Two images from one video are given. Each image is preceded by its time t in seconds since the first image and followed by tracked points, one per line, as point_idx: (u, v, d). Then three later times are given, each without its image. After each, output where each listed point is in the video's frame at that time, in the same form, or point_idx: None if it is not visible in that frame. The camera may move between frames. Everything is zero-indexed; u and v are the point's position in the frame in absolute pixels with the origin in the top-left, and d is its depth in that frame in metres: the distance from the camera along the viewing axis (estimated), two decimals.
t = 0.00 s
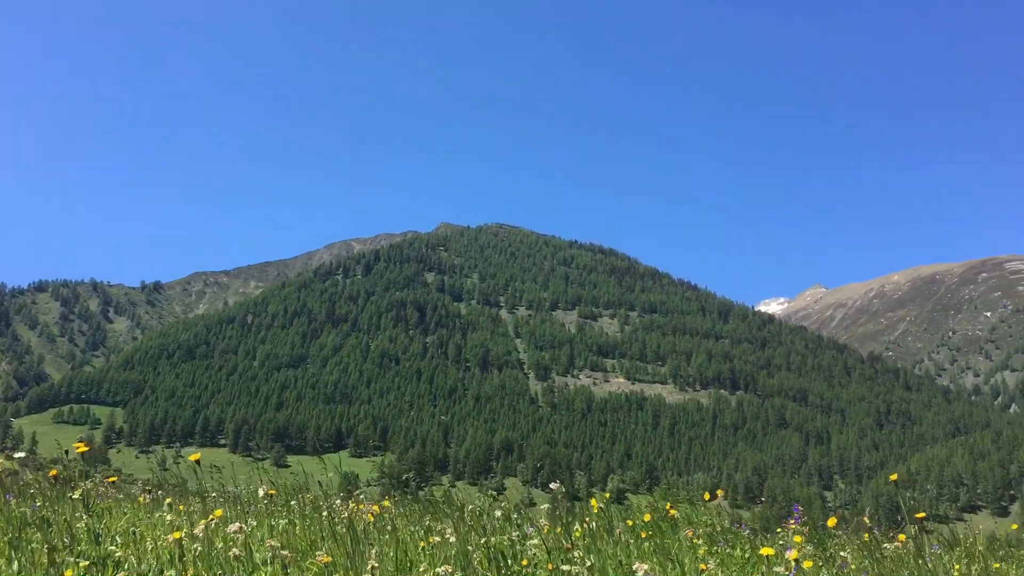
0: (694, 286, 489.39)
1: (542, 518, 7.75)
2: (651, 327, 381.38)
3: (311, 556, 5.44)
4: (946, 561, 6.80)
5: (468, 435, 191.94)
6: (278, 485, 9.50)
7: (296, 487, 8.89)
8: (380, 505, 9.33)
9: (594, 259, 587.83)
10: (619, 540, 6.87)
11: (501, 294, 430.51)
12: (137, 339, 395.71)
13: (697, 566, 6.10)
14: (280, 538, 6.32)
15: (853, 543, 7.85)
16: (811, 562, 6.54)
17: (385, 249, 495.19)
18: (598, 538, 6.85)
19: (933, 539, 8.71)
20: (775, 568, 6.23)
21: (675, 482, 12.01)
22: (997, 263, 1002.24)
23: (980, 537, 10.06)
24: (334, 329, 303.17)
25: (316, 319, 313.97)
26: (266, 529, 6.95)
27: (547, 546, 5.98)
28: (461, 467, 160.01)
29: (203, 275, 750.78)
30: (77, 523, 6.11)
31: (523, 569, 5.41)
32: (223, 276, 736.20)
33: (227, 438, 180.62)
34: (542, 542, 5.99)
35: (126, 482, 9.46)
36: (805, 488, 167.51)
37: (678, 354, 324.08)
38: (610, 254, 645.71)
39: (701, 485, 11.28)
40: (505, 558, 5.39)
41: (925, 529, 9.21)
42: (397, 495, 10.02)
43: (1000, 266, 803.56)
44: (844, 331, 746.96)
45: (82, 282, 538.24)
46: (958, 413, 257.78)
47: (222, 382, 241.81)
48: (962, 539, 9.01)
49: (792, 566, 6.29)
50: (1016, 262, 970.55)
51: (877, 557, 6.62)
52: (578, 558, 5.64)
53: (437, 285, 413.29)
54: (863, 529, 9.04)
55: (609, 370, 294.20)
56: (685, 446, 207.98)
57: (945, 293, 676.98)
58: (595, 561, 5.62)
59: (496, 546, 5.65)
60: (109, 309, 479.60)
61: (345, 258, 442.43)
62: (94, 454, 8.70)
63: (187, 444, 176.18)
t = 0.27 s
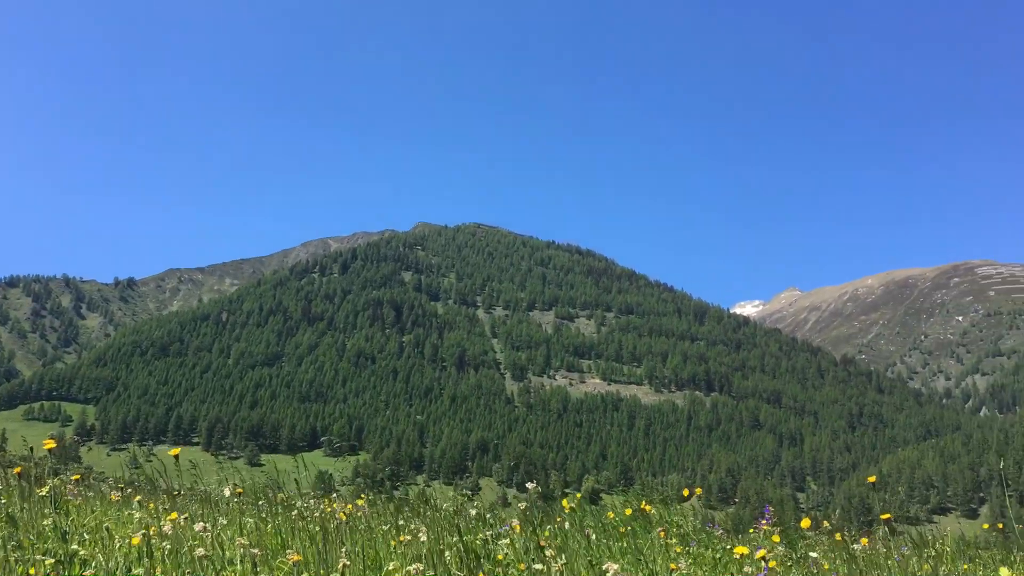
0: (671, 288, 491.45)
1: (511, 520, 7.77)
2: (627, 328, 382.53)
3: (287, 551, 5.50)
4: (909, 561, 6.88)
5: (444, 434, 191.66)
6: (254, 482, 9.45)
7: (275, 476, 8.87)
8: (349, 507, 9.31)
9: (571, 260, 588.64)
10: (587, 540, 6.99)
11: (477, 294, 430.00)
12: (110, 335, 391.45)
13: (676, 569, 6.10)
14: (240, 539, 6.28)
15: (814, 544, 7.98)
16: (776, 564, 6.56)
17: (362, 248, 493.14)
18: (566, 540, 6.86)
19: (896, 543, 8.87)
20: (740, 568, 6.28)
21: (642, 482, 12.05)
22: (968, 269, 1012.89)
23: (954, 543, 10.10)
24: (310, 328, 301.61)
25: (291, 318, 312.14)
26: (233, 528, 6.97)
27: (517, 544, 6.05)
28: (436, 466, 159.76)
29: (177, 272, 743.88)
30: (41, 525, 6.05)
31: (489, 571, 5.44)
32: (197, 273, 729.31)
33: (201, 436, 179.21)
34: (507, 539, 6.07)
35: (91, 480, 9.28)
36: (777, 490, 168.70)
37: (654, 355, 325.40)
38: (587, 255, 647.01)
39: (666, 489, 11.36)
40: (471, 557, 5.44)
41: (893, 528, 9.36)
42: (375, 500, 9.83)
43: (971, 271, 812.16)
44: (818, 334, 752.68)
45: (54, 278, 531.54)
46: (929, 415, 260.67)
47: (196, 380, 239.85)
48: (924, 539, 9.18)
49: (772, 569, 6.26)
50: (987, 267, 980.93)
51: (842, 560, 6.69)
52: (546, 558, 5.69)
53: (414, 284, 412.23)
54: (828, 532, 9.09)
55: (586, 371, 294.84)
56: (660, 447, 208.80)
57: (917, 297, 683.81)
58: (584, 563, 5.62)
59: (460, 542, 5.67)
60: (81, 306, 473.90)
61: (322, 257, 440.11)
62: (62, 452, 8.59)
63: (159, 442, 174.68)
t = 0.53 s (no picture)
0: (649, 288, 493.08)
1: (483, 520, 7.79)
2: (605, 328, 383.33)
3: (256, 548, 5.46)
4: (884, 562, 6.92)
5: (420, 433, 191.29)
6: (227, 479, 9.40)
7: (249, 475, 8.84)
8: (325, 505, 9.27)
9: (550, 259, 589.21)
10: (564, 536, 6.98)
11: (456, 292, 429.33)
12: (83, 330, 386.98)
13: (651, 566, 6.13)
14: (213, 535, 6.25)
15: (784, 542, 8.06)
16: (749, 561, 6.62)
17: (340, 245, 490.97)
18: (543, 537, 6.86)
19: (870, 541, 8.93)
20: (712, 565, 6.32)
21: (619, 482, 12.02)
22: (942, 271, 1021.99)
23: (927, 541, 10.21)
24: (286, 324, 300.01)
25: (268, 314, 310.27)
26: (203, 524, 6.91)
27: (491, 541, 6.05)
28: (413, 464, 159.55)
29: (152, 266, 736.59)
30: (14, 522, 5.98)
31: (460, 571, 5.44)
32: (173, 267, 722.55)
33: (175, 432, 177.71)
34: (477, 538, 6.10)
35: (62, 476, 9.16)
36: (752, 489, 169.80)
37: (631, 354, 326.50)
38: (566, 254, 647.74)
39: (647, 485, 11.39)
40: (441, 559, 5.42)
41: (868, 529, 9.43)
42: (351, 497, 9.80)
43: (944, 273, 819.76)
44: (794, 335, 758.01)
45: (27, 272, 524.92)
46: (902, 416, 263.24)
47: (171, 376, 237.85)
48: (898, 541, 9.26)
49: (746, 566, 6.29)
50: (960, 270, 989.62)
51: (818, 562, 6.69)
52: (516, 555, 5.70)
53: (392, 282, 411.15)
54: (799, 530, 9.18)
55: (563, 370, 295.32)
56: (637, 446, 209.52)
57: (892, 299, 690.01)
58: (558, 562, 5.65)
59: (433, 544, 5.64)
60: (54, 301, 468.36)
61: (299, 254, 437.70)
62: (34, 451, 8.50)
63: (133, 438, 172.97)
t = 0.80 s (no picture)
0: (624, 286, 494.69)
1: (460, 516, 7.82)
2: (580, 326, 384.27)
3: (226, 547, 5.47)
4: (853, 559, 7.01)
5: (395, 430, 191.11)
6: (199, 473, 9.33)
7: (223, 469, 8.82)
8: (297, 501, 9.24)
9: (526, 257, 589.76)
10: (537, 532, 7.04)
11: (431, 289, 428.50)
12: (54, 325, 382.38)
13: (629, 563, 6.19)
14: (180, 530, 6.25)
15: (757, 538, 8.14)
16: (711, 556, 6.74)
17: (315, 242, 488.49)
18: (511, 534, 6.94)
19: (842, 540, 9.00)
20: (682, 563, 6.40)
21: (591, 475, 12.05)
22: (914, 272, 1031.64)
23: (896, 539, 10.36)
24: (260, 320, 298.27)
25: (242, 310, 308.08)
26: (171, 519, 6.90)
27: (463, 536, 6.11)
28: (387, 461, 159.38)
29: (125, 261, 729.26)
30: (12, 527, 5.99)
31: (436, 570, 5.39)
32: (146, 262, 715.06)
33: (147, 428, 176.18)
34: (452, 534, 6.15)
35: (32, 474, 9.13)
36: (725, 487, 171.07)
37: (606, 353, 327.70)
38: (542, 252, 648.27)
39: (621, 482, 11.47)
40: (413, 554, 5.46)
41: (838, 527, 9.53)
42: (324, 491, 9.78)
43: (916, 275, 827.66)
44: (767, 334, 762.97)
45: None
46: (873, 415, 266.00)
47: (143, 371, 235.74)
48: (869, 538, 9.36)
49: (715, 565, 6.36)
50: (931, 272, 998.91)
51: (785, 556, 6.76)
52: (488, 552, 5.76)
53: (368, 278, 409.69)
54: (774, 527, 9.24)
55: (538, 368, 295.75)
56: (611, 444, 210.41)
57: (864, 300, 696.46)
58: (531, 562, 5.68)
59: (407, 538, 5.70)
60: (24, 295, 462.07)
61: (274, 250, 434.77)
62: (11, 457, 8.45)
63: (104, 434, 171.25)
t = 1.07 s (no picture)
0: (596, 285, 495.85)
1: (426, 514, 7.77)
2: (551, 324, 384.84)
3: (190, 545, 5.41)
4: (820, 558, 7.05)
5: (365, 427, 190.30)
6: (163, 475, 9.20)
7: (188, 463, 8.76)
8: (263, 498, 9.16)
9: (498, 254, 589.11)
10: (502, 533, 7.03)
11: (403, 285, 426.71)
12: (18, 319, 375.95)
13: (590, 564, 6.22)
14: (137, 528, 6.16)
15: (723, 537, 8.16)
16: (676, 555, 6.78)
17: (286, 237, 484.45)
18: (475, 534, 6.92)
19: (805, 536, 9.08)
20: (648, 561, 6.43)
21: (560, 474, 12.07)
22: (880, 273, 1042.63)
23: (864, 536, 10.44)
24: (229, 316, 295.45)
25: (211, 305, 304.97)
26: (131, 516, 6.80)
27: (426, 538, 6.11)
28: (356, 458, 158.66)
29: (91, 255, 718.70)
30: None
31: (396, 568, 5.40)
32: (113, 256, 705.32)
33: (113, 423, 173.95)
34: (412, 535, 6.18)
35: None
36: (694, 485, 172.15)
37: (577, 351, 328.46)
38: (514, 249, 647.79)
39: (590, 481, 11.47)
40: (376, 554, 5.43)
41: (803, 526, 9.56)
42: (291, 487, 9.69)
43: (883, 276, 836.79)
44: (737, 334, 768.18)
45: None
46: (840, 415, 268.81)
47: (109, 366, 232.61)
48: (834, 537, 9.40)
49: (685, 563, 6.36)
50: (898, 273, 1009.29)
51: (749, 555, 6.84)
52: (451, 553, 5.74)
53: (339, 274, 407.12)
54: (737, 526, 9.30)
55: (509, 365, 295.72)
56: (581, 442, 210.98)
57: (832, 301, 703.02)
58: (501, 559, 5.69)
59: (369, 537, 5.68)
60: None
61: (244, 244, 430.59)
62: None
63: (69, 429, 168.88)
